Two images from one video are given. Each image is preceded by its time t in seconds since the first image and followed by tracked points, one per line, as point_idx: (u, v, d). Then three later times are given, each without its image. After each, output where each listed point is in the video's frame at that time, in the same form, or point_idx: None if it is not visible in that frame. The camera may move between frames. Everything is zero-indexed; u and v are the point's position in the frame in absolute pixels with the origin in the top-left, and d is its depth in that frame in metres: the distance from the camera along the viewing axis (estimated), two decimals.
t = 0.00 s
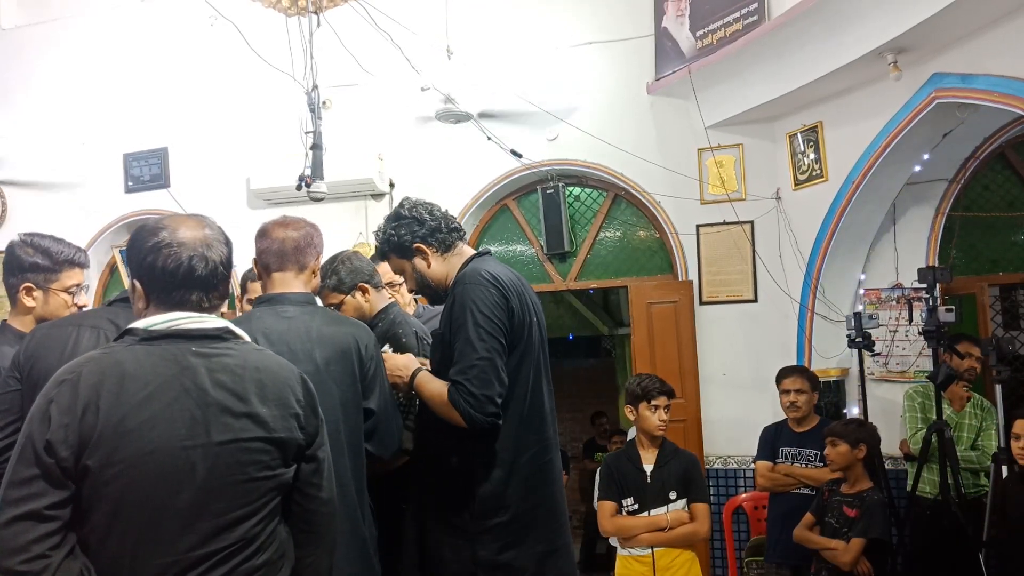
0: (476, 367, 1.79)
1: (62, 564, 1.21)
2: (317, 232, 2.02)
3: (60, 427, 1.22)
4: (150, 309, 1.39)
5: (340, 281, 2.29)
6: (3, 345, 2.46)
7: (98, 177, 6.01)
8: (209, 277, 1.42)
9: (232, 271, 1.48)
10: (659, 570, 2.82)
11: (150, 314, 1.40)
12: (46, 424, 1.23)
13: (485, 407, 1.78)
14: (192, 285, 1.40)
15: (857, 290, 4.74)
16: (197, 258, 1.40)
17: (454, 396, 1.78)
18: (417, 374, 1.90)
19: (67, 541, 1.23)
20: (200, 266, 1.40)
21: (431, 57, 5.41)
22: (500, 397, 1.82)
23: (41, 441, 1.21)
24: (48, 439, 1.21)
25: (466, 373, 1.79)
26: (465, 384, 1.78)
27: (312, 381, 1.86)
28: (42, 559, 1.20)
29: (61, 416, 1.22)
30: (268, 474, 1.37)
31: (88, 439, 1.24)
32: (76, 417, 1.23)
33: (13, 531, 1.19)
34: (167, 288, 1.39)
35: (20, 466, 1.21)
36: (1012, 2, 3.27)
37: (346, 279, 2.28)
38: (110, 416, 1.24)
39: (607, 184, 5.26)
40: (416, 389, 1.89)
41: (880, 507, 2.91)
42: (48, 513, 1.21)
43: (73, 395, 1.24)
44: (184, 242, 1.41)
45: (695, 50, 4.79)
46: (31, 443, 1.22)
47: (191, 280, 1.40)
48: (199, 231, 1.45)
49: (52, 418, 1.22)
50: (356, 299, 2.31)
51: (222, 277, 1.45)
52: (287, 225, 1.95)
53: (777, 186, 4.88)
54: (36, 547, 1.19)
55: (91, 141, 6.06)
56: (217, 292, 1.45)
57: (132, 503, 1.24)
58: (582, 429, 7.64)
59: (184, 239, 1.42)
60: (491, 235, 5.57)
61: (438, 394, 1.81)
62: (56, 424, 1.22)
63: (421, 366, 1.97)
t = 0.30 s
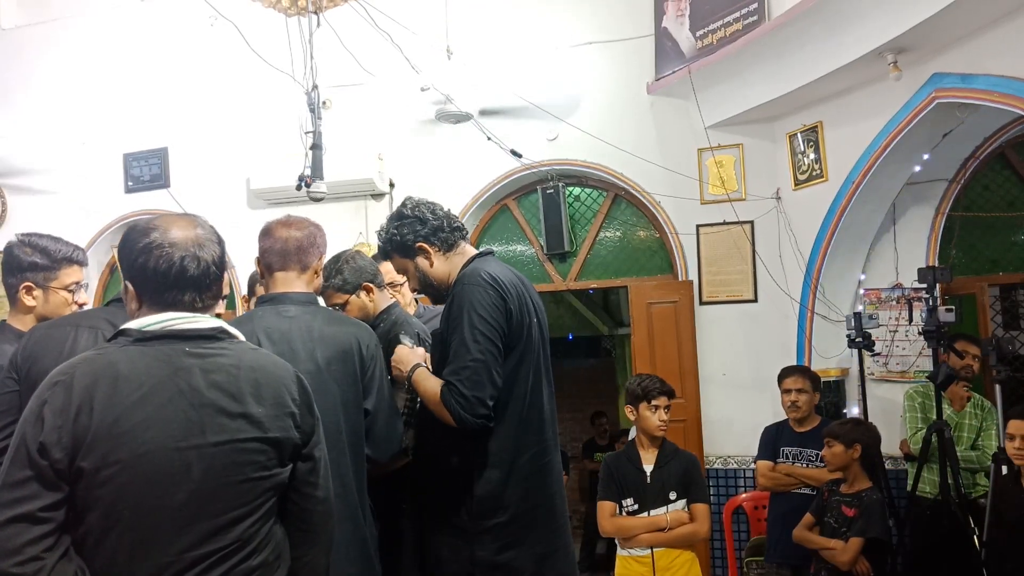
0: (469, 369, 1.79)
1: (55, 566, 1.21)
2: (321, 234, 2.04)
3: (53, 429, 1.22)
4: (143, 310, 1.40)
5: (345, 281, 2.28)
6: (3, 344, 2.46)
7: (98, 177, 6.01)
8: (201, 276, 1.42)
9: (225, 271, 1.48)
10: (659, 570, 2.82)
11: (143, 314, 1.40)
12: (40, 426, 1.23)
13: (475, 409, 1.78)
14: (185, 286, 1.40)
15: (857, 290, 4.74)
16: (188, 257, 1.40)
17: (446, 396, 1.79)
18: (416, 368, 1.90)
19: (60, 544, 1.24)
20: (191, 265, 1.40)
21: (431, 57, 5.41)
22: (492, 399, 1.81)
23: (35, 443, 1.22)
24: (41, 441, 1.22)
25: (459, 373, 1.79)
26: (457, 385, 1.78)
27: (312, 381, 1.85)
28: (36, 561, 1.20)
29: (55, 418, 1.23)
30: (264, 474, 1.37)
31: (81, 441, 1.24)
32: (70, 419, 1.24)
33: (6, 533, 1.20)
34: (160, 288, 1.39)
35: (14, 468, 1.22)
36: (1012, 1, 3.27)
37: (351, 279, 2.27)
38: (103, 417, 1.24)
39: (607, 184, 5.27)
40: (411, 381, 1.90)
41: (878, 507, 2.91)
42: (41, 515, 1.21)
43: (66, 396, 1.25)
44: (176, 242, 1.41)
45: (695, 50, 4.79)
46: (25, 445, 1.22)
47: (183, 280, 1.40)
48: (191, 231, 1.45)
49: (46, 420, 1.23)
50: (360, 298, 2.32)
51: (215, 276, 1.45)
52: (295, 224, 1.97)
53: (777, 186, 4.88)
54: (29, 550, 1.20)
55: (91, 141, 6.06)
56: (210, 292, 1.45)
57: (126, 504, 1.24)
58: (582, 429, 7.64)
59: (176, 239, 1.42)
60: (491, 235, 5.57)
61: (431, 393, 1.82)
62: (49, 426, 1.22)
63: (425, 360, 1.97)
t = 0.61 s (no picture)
0: (476, 367, 1.79)
1: (51, 567, 1.22)
2: (323, 235, 2.04)
3: (48, 430, 1.23)
4: (137, 310, 1.40)
5: (347, 281, 2.27)
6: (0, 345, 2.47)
7: (98, 177, 6.02)
8: (196, 276, 1.42)
9: (219, 270, 1.48)
10: (659, 570, 2.82)
11: (137, 315, 1.40)
12: (34, 427, 1.23)
13: (484, 407, 1.78)
14: (180, 286, 1.40)
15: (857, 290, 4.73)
16: (182, 257, 1.41)
17: (453, 395, 1.78)
18: (417, 373, 1.92)
19: (56, 545, 1.24)
20: (185, 265, 1.41)
21: (431, 57, 5.42)
22: (499, 397, 1.82)
23: (29, 445, 1.22)
24: (35, 443, 1.22)
25: (466, 372, 1.79)
26: (465, 383, 1.78)
27: (312, 381, 1.85)
28: (31, 563, 1.21)
29: (49, 419, 1.23)
30: (261, 474, 1.37)
31: (76, 442, 1.24)
32: (64, 420, 1.24)
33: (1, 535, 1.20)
34: (154, 289, 1.39)
35: (9, 470, 1.22)
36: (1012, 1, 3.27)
37: (352, 279, 2.27)
38: (97, 418, 1.24)
39: (607, 184, 5.27)
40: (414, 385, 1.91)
41: (877, 506, 2.91)
42: (36, 517, 1.21)
43: (61, 398, 1.25)
44: (169, 242, 1.41)
45: (695, 50, 4.79)
46: (19, 447, 1.22)
47: (178, 280, 1.40)
48: (185, 231, 1.45)
49: (40, 421, 1.23)
50: (362, 299, 2.31)
51: (209, 276, 1.45)
52: (298, 225, 1.97)
53: (777, 186, 4.87)
54: (24, 551, 1.20)
55: (91, 141, 6.07)
56: (204, 292, 1.45)
57: (121, 506, 1.24)
58: (582, 429, 7.64)
59: (170, 239, 1.42)
60: (491, 236, 5.57)
61: (437, 392, 1.81)
62: (44, 428, 1.23)
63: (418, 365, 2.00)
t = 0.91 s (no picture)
0: (476, 368, 1.79)
1: (49, 569, 1.22)
2: (327, 236, 2.04)
3: (45, 432, 1.23)
4: (134, 310, 1.40)
5: (345, 281, 2.25)
6: None
7: (97, 177, 6.02)
8: (193, 275, 1.42)
9: (216, 269, 1.48)
10: (659, 570, 2.82)
11: (134, 315, 1.40)
12: (32, 429, 1.23)
13: (482, 408, 1.78)
14: (177, 285, 1.40)
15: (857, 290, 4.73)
16: (180, 256, 1.41)
17: (453, 395, 1.78)
18: (416, 367, 1.91)
19: (54, 547, 1.24)
20: (182, 264, 1.41)
21: (431, 57, 5.42)
22: (498, 399, 1.82)
23: (26, 447, 1.22)
24: (33, 445, 1.22)
25: (466, 373, 1.79)
26: (464, 384, 1.78)
27: (314, 381, 1.86)
28: (28, 565, 1.21)
29: (46, 420, 1.23)
30: (259, 475, 1.37)
31: (73, 444, 1.24)
32: (61, 421, 1.24)
33: None
34: (151, 289, 1.39)
35: (6, 472, 1.22)
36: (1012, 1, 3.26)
37: (351, 280, 2.25)
38: (95, 419, 1.24)
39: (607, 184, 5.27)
40: (410, 381, 1.90)
41: (877, 507, 2.91)
42: (33, 518, 1.21)
43: (57, 399, 1.25)
44: (166, 241, 1.41)
45: (695, 50, 4.78)
46: (17, 449, 1.22)
47: (175, 280, 1.40)
48: (181, 230, 1.45)
49: (37, 423, 1.23)
50: (361, 298, 2.31)
51: (207, 276, 1.46)
52: (302, 226, 1.97)
53: (777, 186, 4.87)
54: (22, 553, 1.20)
55: (91, 141, 6.07)
56: (201, 291, 1.45)
57: (119, 507, 1.24)
58: (582, 429, 7.64)
59: (166, 239, 1.42)
60: (491, 236, 5.57)
61: (436, 391, 1.81)
62: (41, 429, 1.23)
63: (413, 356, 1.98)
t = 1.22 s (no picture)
0: (467, 368, 1.79)
1: (49, 569, 1.22)
2: (327, 234, 2.04)
3: (44, 433, 1.22)
4: (133, 311, 1.40)
5: (344, 281, 2.26)
6: None
7: (97, 177, 6.02)
8: (191, 275, 1.42)
9: (214, 268, 1.48)
10: (659, 570, 2.82)
11: (133, 315, 1.40)
12: (31, 429, 1.23)
13: (470, 408, 1.78)
14: (175, 285, 1.40)
15: (857, 290, 4.74)
16: (177, 255, 1.40)
17: (443, 393, 1.78)
18: (415, 361, 1.89)
19: (54, 548, 1.24)
20: (180, 264, 1.40)
21: (432, 57, 5.42)
22: (488, 400, 1.82)
23: (26, 447, 1.22)
24: (32, 445, 1.22)
25: (457, 371, 1.79)
26: (454, 383, 1.78)
27: (314, 381, 1.86)
28: (28, 565, 1.21)
29: (46, 421, 1.23)
30: (258, 475, 1.37)
31: (73, 444, 1.24)
32: (61, 421, 1.24)
33: None
34: (150, 289, 1.39)
35: (5, 472, 1.22)
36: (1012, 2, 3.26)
37: (350, 280, 2.26)
38: (95, 419, 1.24)
39: (607, 184, 5.27)
40: (410, 373, 1.89)
41: (877, 506, 2.91)
42: (33, 519, 1.21)
43: (57, 400, 1.25)
44: (164, 241, 1.40)
45: (695, 50, 4.78)
46: (16, 449, 1.22)
47: (174, 279, 1.40)
48: (179, 229, 1.44)
49: (37, 423, 1.23)
50: (360, 298, 2.31)
51: (204, 275, 1.45)
52: (304, 225, 1.98)
53: (777, 186, 4.87)
54: (23, 553, 1.20)
55: (91, 141, 6.07)
56: (200, 290, 1.45)
57: (119, 507, 1.24)
58: (582, 429, 7.64)
59: (164, 238, 1.41)
60: (490, 236, 5.57)
61: (428, 388, 1.82)
62: (40, 430, 1.22)
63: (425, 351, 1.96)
